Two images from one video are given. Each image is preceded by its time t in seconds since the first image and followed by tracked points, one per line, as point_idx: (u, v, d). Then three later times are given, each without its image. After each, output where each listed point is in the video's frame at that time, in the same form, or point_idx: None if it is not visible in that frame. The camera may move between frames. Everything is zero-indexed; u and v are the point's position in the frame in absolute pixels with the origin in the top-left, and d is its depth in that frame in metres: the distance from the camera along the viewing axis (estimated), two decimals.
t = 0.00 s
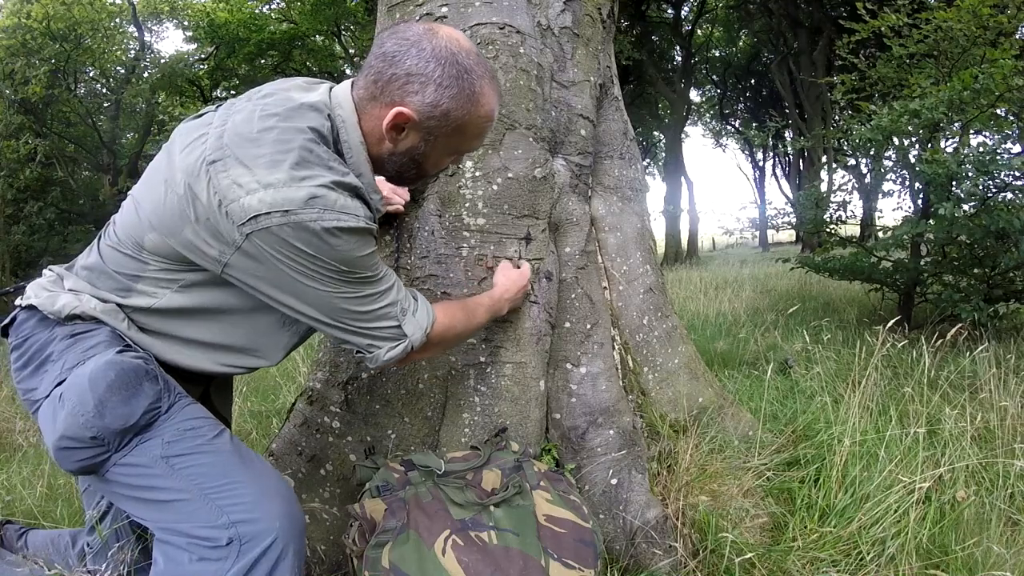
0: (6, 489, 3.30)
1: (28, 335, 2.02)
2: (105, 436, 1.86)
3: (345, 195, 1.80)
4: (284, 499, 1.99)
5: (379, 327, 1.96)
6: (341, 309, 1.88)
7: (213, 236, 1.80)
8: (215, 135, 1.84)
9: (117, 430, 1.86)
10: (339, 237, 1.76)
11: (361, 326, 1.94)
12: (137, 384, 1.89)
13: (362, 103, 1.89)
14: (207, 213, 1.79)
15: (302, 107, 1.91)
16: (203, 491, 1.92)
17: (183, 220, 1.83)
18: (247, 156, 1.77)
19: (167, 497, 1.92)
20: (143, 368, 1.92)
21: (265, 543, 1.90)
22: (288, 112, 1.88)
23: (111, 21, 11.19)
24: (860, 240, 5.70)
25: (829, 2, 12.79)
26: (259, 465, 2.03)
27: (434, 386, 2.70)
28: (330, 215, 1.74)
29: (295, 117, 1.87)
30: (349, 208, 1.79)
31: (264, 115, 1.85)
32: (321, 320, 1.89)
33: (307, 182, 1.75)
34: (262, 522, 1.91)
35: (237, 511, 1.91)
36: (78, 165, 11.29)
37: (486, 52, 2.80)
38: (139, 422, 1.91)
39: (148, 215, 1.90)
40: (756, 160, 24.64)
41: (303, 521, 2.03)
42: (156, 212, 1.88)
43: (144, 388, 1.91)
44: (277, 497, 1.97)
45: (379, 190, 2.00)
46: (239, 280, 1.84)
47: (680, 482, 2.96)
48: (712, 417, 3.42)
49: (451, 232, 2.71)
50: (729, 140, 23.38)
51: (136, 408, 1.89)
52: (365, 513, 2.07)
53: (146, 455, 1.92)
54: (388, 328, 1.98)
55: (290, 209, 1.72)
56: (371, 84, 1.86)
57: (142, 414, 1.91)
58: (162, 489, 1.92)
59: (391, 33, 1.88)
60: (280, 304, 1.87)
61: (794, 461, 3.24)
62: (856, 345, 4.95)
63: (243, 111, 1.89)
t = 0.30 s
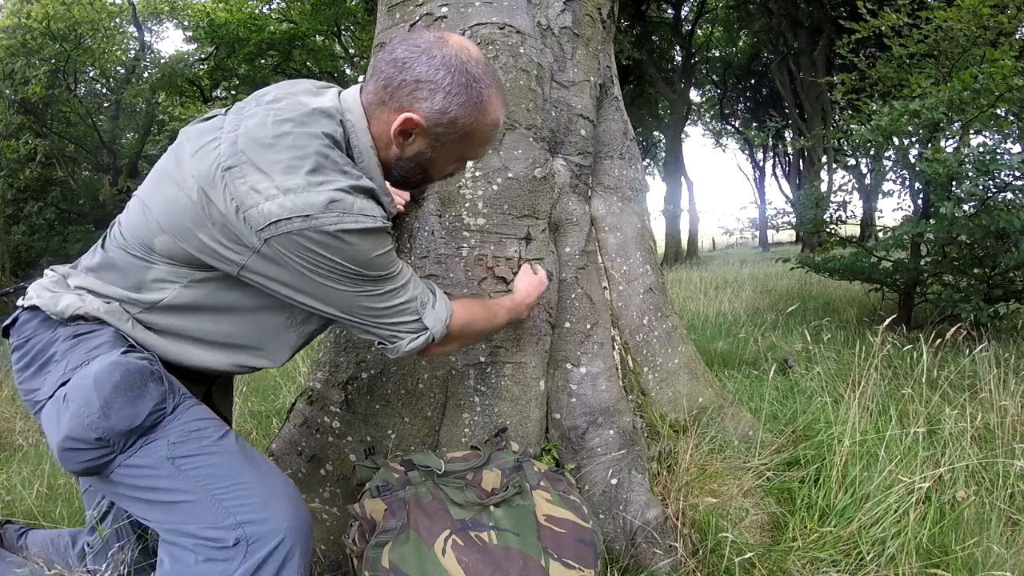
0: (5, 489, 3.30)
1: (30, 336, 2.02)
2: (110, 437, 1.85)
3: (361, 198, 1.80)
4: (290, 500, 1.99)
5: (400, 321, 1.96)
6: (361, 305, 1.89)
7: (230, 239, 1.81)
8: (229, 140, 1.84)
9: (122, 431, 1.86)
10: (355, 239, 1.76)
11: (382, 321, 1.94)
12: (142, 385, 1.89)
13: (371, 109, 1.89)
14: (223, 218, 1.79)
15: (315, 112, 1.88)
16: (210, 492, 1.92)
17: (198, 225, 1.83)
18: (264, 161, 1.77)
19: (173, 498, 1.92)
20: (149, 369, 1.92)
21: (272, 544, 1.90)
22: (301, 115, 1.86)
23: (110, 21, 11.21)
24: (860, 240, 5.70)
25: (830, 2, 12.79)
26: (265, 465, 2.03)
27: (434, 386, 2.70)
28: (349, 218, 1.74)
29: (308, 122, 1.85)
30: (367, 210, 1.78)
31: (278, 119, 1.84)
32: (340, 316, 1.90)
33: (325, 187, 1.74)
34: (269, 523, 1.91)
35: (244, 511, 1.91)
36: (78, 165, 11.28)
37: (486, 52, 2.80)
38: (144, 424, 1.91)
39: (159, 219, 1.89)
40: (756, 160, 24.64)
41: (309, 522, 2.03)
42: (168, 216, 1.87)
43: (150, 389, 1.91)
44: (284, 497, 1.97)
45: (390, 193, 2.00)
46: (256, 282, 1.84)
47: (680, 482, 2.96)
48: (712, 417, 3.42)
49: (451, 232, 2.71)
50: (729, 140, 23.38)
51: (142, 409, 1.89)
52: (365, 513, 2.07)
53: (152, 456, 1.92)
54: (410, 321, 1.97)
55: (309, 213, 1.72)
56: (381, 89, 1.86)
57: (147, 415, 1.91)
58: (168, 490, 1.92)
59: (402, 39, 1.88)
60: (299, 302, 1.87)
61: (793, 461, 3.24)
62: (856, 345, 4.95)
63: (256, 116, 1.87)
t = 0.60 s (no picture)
0: (6, 489, 3.30)
1: (32, 334, 2.01)
2: (111, 436, 1.86)
3: (350, 213, 1.79)
4: (290, 500, 1.99)
5: (360, 359, 1.94)
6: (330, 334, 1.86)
7: (214, 239, 1.80)
8: (226, 138, 1.84)
9: (124, 430, 1.86)
10: (343, 255, 1.76)
11: (345, 356, 1.91)
12: (143, 384, 1.89)
13: (375, 113, 1.88)
14: (212, 217, 1.79)
15: (315, 116, 1.89)
16: (210, 491, 1.92)
17: (187, 222, 1.83)
18: (255, 164, 1.77)
19: (173, 498, 1.92)
20: (151, 368, 1.92)
21: (272, 543, 1.90)
22: (300, 119, 1.87)
23: (111, 21, 11.22)
24: (860, 240, 5.70)
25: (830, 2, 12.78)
26: (265, 465, 2.03)
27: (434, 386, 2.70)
28: (332, 230, 1.73)
29: (308, 127, 1.86)
30: (352, 226, 1.78)
31: (277, 121, 1.84)
32: (306, 344, 1.85)
33: (314, 195, 1.74)
34: (269, 522, 1.91)
35: (244, 511, 1.91)
36: (78, 165, 11.27)
37: (486, 52, 2.80)
38: (146, 423, 1.91)
39: (155, 216, 1.89)
40: (756, 160, 24.64)
41: (310, 522, 2.03)
42: (162, 213, 1.88)
43: (151, 389, 1.91)
44: (284, 497, 1.97)
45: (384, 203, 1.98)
46: (233, 289, 1.83)
47: (680, 482, 2.96)
48: (712, 417, 3.42)
49: (451, 232, 2.71)
50: (728, 140, 23.37)
51: (143, 409, 1.89)
52: (365, 513, 2.07)
53: (153, 456, 1.92)
54: (368, 361, 1.96)
55: (292, 220, 1.71)
56: (385, 94, 1.85)
57: (148, 414, 1.91)
58: (168, 489, 1.92)
59: (408, 45, 1.88)
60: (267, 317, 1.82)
61: (793, 461, 3.24)
62: (856, 345, 4.95)
63: (256, 116, 1.88)
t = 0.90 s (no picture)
0: (6, 489, 3.30)
1: (30, 334, 2.01)
2: (109, 435, 1.85)
3: (345, 217, 1.79)
4: (288, 498, 1.99)
5: (353, 358, 1.98)
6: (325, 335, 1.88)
7: (210, 242, 1.80)
8: (223, 141, 1.84)
9: (122, 429, 1.86)
10: (338, 260, 1.77)
11: (339, 357, 1.94)
12: (141, 383, 1.89)
13: (373, 118, 1.88)
14: (207, 219, 1.79)
15: (313, 120, 1.88)
16: (208, 489, 1.92)
17: (183, 224, 1.83)
18: (252, 168, 1.77)
19: (171, 495, 1.92)
20: (149, 368, 1.92)
21: (270, 540, 1.90)
22: (297, 122, 1.87)
23: (111, 21, 11.24)
24: (860, 240, 5.70)
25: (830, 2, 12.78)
26: (264, 464, 2.03)
27: (434, 386, 2.70)
28: (326, 235, 1.74)
29: (305, 131, 1.85)
30: (346, 231, 1.78)
31: (274, 124, 1.84)
32: (301, 346, 1.87)
33: (309, 201, 1.74)
34: (267, 520, 1.91)
35: (242, 508, 1.91)
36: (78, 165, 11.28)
37: (486, 51, 2.80)
38: (144, 421, 1.91)
39: (152, 218, 1.89)
40: (756, 160, 24.63)
41: (308, 520, 2.03)
42: (159, 214, 1.87)
43: (149, 387, 1.91)
44: (283, 495, 1.97)
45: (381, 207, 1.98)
46: (227, 292, 1.82)
47: (680, 482, 2.96)
48: (712, 417, 3.42)
49: (451, 232, 2.71)
50: (728, 140, 23.36)
51: (141, 407, 1.89)
52: (365, 513, 2.07)
53: (151, 454, 1.92)
54: (360, 361, 1.99)
55: (288, 225, 1.71)
56: (384, 99, 1.85)
57: (146, 413, 1.91)
58: (166, 488, 1.92)
59: (409, 51, 1.88)
60: (261, 320, 1.83)
61: (793, 461, 3.24)
62: (856, 345, 4.95)
63: (253, 119, 1.88)
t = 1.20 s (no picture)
0: (6, 489, 3.30)
1: (29, 334, 2.01)
2: (107, 434, 1.85)
3: (347, 213, 1.80)
4: (285, 498, 1.99)
5: (362, 348, 1.98)
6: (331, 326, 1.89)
7: (212, 242, 1.80)
8: (222, 141, 1.84)
9: (119, 428, 1.86)
10: (341, 254, 1.77)
11: (346, 348, 1.95)
12: (138, 382, 1.89)
13: (371, 115, 1.88)
14: (209, 219, 1.79)
15: (311, 119, 1.88)
16: (205, 489, 1.92)
17: (184, 224, 1.83)
18: (252, 166, 1.77)
19: (168, 495, 1.92)
20: (146, 367, 1.92)
21: (267, 540, 1.90)
22: (297, 120, 1.87)
23: (111, 22, 11.24)
24: (860, 240, 5.70)
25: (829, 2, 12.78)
26: (261, 463, 2.03)
27: (434, 386, 2.70)
28: (329, 231, 1.74)
29: (304, 129, 1.85)
30: (349, 226, 1.78)
31: (272, 123, 1.84)
32: (307, 338, 1.88)
33: (311, 198, 1.74)
34: (263, 519, 1.91)
35: (239, 508, 1.91)
36: (78, 165, 11.29)
37: (486, 51, 2.80)
38: (141, 421, 1.91)
39: (152, 218, 1.89)
40: (756, 160, 24.63)
41: (305, 520, 2.03)
42: (160, 214, 1.87)
43: (146, 387, 1.91)
44: (280, 494, 1.97)
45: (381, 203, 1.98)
46: (231, 292, 1.82)
47: (680, 482, 2.96)
48: (712, 417, 3.43)
49: (451, 232, 2.71)
50: (728, 140, 23.36)
51: (138, 407, 1.89)
52: (365, 513, 2.07)
53: (147, 453, 1.92)
54: (368, 351, 2.00)
55: (290, 223, 1.71)
56: (381, 97, 1.85)
57: (143, 412, 1.91)
58: (164, 487, 1.92)
59: (407, 49, 1.88)
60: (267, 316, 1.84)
61: (793, 461, 3.24)
62: (856, 345, 4.95)
63: (251, 118, 1.88)
